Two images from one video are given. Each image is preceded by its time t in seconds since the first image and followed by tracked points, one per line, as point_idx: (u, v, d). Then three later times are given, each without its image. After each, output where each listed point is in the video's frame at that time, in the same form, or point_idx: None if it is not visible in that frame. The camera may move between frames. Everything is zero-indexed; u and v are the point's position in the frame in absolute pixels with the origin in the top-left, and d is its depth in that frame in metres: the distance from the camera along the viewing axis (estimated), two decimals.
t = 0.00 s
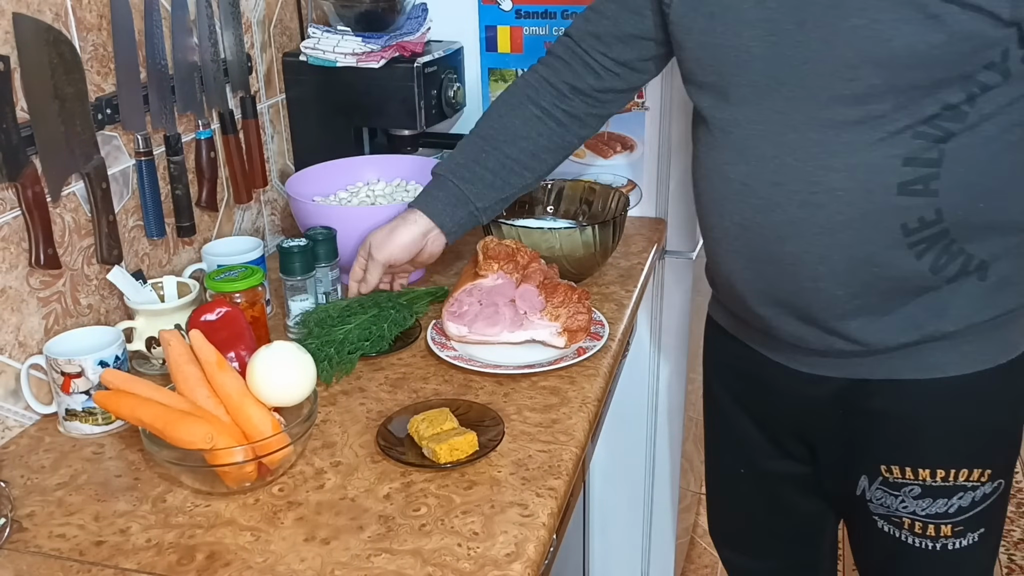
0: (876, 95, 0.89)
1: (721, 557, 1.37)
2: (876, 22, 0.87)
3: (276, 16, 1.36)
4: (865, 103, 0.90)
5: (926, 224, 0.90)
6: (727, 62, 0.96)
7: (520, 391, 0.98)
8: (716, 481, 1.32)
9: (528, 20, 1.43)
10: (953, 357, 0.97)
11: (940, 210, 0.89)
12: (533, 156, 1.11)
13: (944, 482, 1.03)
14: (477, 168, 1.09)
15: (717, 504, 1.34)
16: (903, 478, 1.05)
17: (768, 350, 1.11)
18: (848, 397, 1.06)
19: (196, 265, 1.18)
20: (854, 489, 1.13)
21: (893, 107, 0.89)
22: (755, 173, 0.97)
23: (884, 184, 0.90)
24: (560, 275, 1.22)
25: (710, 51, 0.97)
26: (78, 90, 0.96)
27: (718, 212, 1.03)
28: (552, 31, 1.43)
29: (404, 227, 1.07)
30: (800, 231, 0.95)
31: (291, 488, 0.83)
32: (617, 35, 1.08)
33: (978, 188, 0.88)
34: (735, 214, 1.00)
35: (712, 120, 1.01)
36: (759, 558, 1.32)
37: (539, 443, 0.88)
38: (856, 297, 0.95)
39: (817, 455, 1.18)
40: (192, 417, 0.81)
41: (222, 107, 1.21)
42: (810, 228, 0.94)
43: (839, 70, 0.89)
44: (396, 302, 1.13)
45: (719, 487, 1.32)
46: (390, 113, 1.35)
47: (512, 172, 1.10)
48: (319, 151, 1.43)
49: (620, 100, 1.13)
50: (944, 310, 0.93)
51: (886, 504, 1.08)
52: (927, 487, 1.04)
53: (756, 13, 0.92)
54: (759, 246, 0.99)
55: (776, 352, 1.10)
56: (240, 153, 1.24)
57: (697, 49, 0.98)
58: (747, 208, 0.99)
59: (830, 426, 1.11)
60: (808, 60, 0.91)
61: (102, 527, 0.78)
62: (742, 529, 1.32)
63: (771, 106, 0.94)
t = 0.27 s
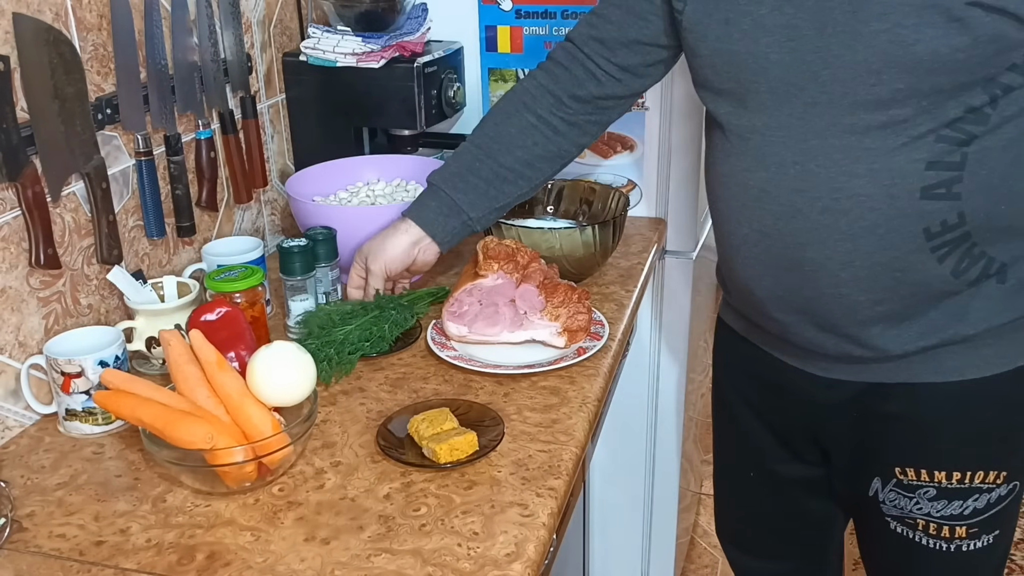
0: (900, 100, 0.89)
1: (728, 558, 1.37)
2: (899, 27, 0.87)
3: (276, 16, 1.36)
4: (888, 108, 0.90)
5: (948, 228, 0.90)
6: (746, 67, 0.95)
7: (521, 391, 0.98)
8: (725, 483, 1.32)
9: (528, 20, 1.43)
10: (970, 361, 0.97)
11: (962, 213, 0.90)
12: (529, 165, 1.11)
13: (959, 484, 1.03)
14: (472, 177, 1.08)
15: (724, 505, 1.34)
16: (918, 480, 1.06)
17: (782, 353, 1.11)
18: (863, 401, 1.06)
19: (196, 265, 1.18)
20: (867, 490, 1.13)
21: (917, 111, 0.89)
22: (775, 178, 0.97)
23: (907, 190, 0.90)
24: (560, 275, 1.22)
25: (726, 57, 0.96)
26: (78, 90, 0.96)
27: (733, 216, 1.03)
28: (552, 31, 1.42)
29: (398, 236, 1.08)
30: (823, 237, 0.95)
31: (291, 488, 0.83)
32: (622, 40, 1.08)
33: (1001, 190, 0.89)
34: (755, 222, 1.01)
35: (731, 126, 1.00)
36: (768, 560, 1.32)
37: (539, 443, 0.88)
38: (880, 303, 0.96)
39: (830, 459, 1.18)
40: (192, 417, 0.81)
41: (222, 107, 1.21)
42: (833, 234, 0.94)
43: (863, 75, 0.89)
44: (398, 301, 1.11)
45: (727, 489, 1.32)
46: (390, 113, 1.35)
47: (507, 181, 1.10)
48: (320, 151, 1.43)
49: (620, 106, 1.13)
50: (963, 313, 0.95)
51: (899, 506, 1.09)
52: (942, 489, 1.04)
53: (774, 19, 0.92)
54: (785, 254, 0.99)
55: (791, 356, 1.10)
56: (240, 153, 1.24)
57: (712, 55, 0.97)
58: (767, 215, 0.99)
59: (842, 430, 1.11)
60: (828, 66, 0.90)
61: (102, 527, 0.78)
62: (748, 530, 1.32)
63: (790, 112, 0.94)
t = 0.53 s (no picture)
0: (907, 99, 0.89)
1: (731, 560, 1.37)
2: (906, 25, 0.87)
3: (276, 16, 1.36)
4: (895, 107, 0.90)
5: (955, 227, 0.91)
6: (751, 69, 0.95)
7: (520, 391, 0.98)
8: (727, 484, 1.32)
9: (528, 20, 1.43)
10: (979, 361, 0.97)
11: (970, 212, 0.90)
12: (534, 171, 1.11)
13: (964, 484, 1.03)
14: (478, 184, 1.08)
15: (726, 506, 1.34)
16: (923, 480, 1.06)
17: (788, 355, 1.11)
18: (870, 403, 1.06)
19: (196, 265, 1.18)
20: (871, 490, 1.13)
21: (924, 110, 0.89)
22: (781, 180, 0.97)
23: (915, 189, 0.90)
24: (560, 275, 1.22)
25: (731, 59, 0.96)
26: (78, 90, 0.96)
27: (737, 218, 1.03)
28: (552, 31, 1.42)
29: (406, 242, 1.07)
30: (830, 238, 0.95)
31: (291, 488, 0.83)
32: (623, 46, 1.08)
33: (1008, 189, 0.90)
34: (761, 223, 1.00)
35: (736, 128, 1.00)
36: (771, 561, 1.32)
37: (539, 443, 0.88)
38: (888, 304, 0.95)
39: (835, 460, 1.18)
40: (192, 417, 0.81)
41: (222, 107, 1.21)
42: (840, 234, 0.94)
43: (870, 75, 0.89)
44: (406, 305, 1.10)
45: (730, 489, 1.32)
46: (390, 113, 1.35)
47: (512, 188, 1.10)
48: (320, 151, 1.43)
49: (623, 111, 1.13)
50: (970, 314, 0.95)
51: (904, 506, 1.09)
52: (947, 489, 1.04)
53: (778, 20, 0.92)
54: (789, 254, 0.99)
55: (796, 357, 1.10)
56: (240, 153, 1.24)
57: (717, 59, 0.98)
58: (771, 214, 0.99)
59: (847, 431, 1.11)
60: (834, 67, 0.90)
61: (102, 527, 0.78)
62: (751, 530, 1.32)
63: (796, 114, 0.94)
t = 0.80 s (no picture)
0: (905, 99, 0.89)
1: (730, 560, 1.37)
2: (904, 24, 0.87)
3: (276, 16, 1.36)
4: (894, 106, 0.90)
5: (952, 226, 0.90)
6: (749, 67, 0.95)
7: (520, 391, 0.98)
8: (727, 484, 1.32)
9: (528, 20, 1.43)
10: (975, 361, 0.97)
11: (967, 212, 0.90)
12: (535, 168, 1.11)
13: (962, 484, 1.03)
14: (480, 181, 1.08)
15: (725, 505, 1.34)
16: (921, 480, 1.06)
17: (787, 355, 1.11)
18: (869, 403, 1.06)
19: (196, 265, 1.18)
20: (869, 489, 1.13)
21: (922, 109, 0.89)
22: (779, 179, 0.97)
23: (913, 188, 0.90)
24: (560, 274, 1.22)
25: (730, 58, 0.96)
26: (78, 90, 0.96)
27: (736, 217, 1.03)
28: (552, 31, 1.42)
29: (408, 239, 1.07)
30: (829, 237, 0.95)
31: (291, 488, 0.83)
32: (623, 44, 1.08)
33: (1006, 188, 0.89)
34: (760, 222, 1.00)
35: (733, 127, 1.00)
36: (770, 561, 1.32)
37: (539, 443, 0.88)
38: (885, 303, 0.95)
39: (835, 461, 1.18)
40: (192, 417, 0.81)
41: (222, 107, 1.21)
42: (837, 233, 0.94)
43: (867, 75, 0.89)
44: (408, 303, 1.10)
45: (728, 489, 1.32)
46: (390, 113, 1.35)
47: (514, 186, 1.10)
48: (319, 151, 1.42)
49: (623, 109, 1.13)
50: (968, 314, 0.95)
51: (902, 506, 1.09)
52: (945, 489, 1.04)
53: (778, 19, 0.92)
54: (788, 253, 0.99)
55: (795, 356, 1.10)
56: (240, 153, 1.24)
57: (716, 57, 0.97)
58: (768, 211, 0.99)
59: (846, 431, 1.11)
60: (831, 65, 0.90)
61: (102, 527, 0.78)
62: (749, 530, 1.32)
63: (794, 113, 0.94)
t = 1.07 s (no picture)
0: (903, 98, 0.89)
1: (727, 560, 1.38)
2: (902, 24, 0.87)
3: (276, 16, 1.36)
4: (892, 106, 0.90)
5: (950, 226, 0.90)
6: (749, 67, 0.95)
7: (521, 391, 0.98)
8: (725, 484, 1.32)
9: (528, 20, 1.43)
10: (972, 360, 0.97)
11: (964, 211, 0.90)
12: (532, 168, 1.11)
13: (960, 483, 1.03)
14: (477, 181, 1.09)
15: (723, 505, 1.34)
16: (919, 479, 1.06)
17: (785, 355, 1.11)
18: (867, 402, 1.06)
19: (196, 265, 1.18)
20: (868, 489, 1.13)
21: (919, 109, 0.89)
22: (778, 179, 0.97)
23: (910, 187, 0.90)
24: (560, 275, 1.22)
25: (728, 58, 0.96)
26: (78, 90, 0.96)
27: (734, 216, 1.03)
28: (552, 31, 1.42)
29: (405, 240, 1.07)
30: (826, 236, 0.95)
31: (291, 488, 0.83)
32: (623, 43, 1.08)
33: (1002, 188, 0.89)
34: (758, 221, 1.00)
35: (733, 127, 1.00)
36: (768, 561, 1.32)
37: (539, 443, 0.88)
38: (882, 303, 0.95)
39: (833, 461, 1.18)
40: (192, 417, 0.81)
41: (222, 107, 1.21)
42: (835, 232, 0.94)
43: (865, 74, 0.89)
44: (405, 303, 1.09)
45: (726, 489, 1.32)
46: (390, 113, 1.35)
47: (512, 186, 1.10)
48: (319, 151, 1.43)
49: (622, 108, 1.13)
50: (965, 313, 0.95)
51: (899, 505, 1.09)
52: (943, 488, 1.05)
53: (776, 19, 0.92)
54: (786, 253, 0.99)
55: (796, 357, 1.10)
56: (240, 153, 1.24)
57: (715, 57, 0.97)
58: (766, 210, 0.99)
59: (844, 431, 1.11)
60: (829, 65, 0.90)
61: (102, 527, 0.78)
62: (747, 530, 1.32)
63: (793, 112, 0.94)
